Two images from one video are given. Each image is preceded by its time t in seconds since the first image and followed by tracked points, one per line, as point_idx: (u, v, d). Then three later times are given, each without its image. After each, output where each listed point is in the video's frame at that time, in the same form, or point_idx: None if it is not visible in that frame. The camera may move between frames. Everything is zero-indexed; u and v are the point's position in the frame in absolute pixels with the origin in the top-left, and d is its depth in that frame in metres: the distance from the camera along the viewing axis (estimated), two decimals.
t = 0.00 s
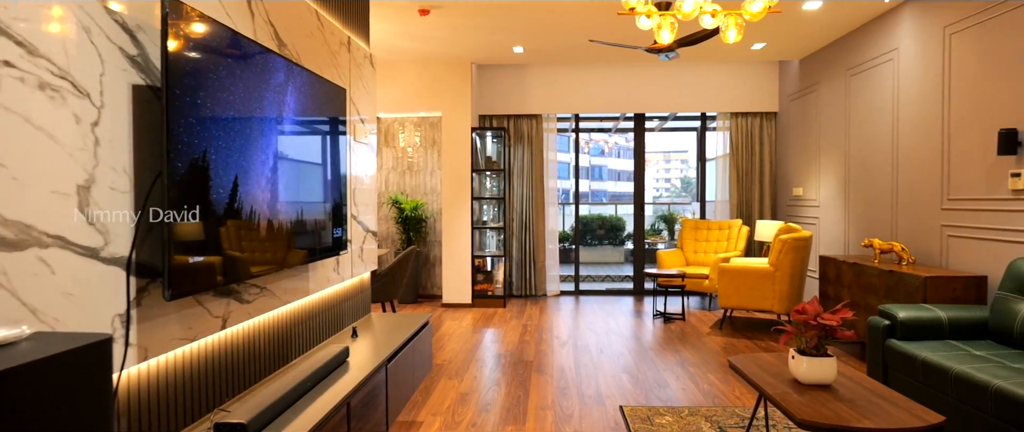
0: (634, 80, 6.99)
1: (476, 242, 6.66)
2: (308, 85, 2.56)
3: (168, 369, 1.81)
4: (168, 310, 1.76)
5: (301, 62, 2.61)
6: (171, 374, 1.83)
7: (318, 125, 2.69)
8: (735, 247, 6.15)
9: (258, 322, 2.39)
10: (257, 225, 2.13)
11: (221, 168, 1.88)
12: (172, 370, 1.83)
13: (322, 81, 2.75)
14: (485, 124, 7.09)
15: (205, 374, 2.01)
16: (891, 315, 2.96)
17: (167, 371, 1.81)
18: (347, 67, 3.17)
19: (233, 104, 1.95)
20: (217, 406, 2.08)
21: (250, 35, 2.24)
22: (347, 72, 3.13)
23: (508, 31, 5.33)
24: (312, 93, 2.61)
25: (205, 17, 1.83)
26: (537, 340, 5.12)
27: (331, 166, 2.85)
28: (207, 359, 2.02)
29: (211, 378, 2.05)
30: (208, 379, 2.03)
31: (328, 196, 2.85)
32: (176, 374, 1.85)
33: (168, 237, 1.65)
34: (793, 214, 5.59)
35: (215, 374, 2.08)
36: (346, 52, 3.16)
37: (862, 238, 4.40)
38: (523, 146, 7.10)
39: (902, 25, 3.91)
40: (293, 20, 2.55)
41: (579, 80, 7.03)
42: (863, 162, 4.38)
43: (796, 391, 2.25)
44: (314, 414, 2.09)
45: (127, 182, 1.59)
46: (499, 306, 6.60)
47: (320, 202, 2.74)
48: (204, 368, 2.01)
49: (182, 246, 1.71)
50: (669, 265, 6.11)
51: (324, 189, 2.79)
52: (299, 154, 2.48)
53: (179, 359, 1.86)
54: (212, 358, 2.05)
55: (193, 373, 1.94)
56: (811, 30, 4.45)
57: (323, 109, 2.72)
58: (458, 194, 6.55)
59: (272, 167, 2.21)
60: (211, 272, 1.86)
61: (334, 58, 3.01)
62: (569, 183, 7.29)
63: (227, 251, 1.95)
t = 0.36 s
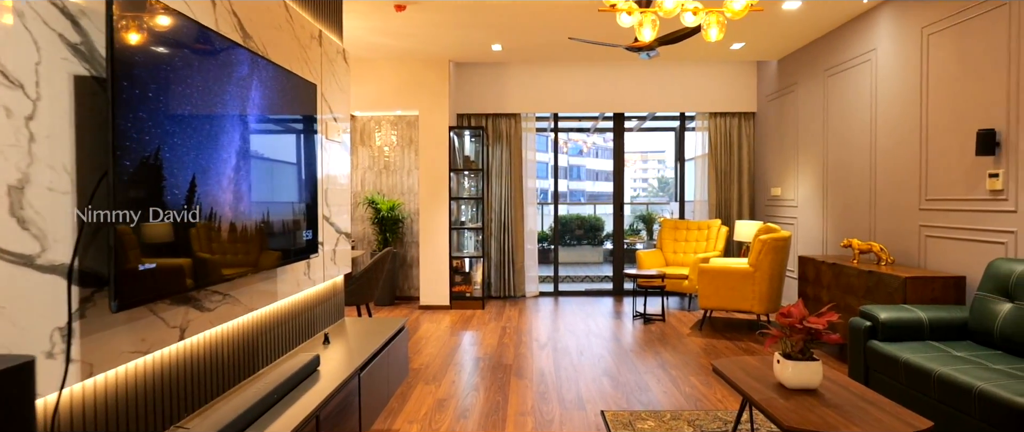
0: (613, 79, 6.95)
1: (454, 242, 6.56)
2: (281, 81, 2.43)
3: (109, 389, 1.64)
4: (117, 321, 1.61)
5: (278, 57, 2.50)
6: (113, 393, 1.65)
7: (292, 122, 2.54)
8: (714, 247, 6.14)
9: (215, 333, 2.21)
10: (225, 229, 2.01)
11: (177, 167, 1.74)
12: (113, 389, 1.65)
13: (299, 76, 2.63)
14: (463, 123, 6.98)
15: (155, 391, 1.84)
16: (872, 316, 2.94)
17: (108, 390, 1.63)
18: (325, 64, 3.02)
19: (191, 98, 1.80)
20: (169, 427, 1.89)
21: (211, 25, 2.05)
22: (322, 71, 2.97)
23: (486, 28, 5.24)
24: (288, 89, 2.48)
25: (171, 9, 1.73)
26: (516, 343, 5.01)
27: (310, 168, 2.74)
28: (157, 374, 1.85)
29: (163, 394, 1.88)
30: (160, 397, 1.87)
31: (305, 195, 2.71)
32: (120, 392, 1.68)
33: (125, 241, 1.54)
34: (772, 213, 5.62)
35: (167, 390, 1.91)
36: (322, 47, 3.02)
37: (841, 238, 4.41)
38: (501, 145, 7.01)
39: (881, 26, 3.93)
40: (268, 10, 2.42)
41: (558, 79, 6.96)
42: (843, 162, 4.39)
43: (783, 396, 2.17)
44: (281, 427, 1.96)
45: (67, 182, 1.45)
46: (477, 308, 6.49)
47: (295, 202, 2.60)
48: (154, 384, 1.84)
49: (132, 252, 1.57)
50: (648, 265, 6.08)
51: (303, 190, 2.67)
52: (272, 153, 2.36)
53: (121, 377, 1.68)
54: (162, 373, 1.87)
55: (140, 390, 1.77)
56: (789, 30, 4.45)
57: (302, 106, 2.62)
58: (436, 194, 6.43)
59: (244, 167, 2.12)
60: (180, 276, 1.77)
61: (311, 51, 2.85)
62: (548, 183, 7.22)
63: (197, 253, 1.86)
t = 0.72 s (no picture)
0: (594, 78, 6.89)
1: (433, 243, 6.45)
2: (250, 75, 2.28)
3: (33, 417, 1.42)
4: (61, 332, 1.48)
5: (250, 51, 2.39)
6: (39, 422, 1.44)
7: (263, 119, 2.40)
8: (695, 247, 6.11)
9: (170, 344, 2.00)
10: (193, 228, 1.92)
11: (127, 164, 1.60)
12: (38, 417, 1.44)
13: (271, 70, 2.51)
14: (443, 122, 6.87)
15: (93, 417, 1.62)
16: (855, 316, 2.91)
17: (30, 420, 1.42)
18: (302, 61, 2.90)
19: (144, 90, 1.67)
20: None
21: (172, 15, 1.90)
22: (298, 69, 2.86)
23: (465, 24, 5.14)
24: (259, 84, 2.35)
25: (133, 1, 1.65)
26: (497, 345, 4.90)
27: (285, 169, 2.63)
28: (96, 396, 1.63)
29: (105, 419, 1.67)
30: (101, 422, 1.65)
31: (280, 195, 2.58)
32: (48, 420, 1.47)
33: (92, 244, 1.48)
34: (752, 213, 5.62)
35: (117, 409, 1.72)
36: (301, 46, 2.91)
37: (822, 238, 4.41)
38: (481, 145, 6.91)
39: (861, 26, 3.93)
40: None
41: (539, 78, 6.88)
42: (824, 161, 4.39)
43: (770, 401, 2.11)
44: None
45: None
46: (457, 310, 6.38)
47: (268, 201, 2.46)
48: (93, 409, 1.62)
49: (77, 256, 1.43)
50: (630, 265, 6.04)
51: (279, 189, 2.56)
52: (241, 152, 2.23)
53: (50, 401, 1.47)
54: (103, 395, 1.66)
55: (75, 415, 1.56)
56: (770, 30, 4.43)
57: (276, 104, 2.51)
58: (415, 194, 6.30)
59: (215, 166, 2.04)
60: (147, 278, 1.70)
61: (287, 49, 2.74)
62: (528, 183, 7.14)
63: (168, 255, 1.80)
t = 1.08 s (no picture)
0: (578, 77, 6.83)
1: (415, 244, 6.33)
2: (216, 68, 2.13)
3: None
4: None
5: (223, 43, 2.26)
6: None
7: (232, 114, 2.24)
8: (678, 247, 6.08)
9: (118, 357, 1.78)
10: (155, 232, 1.78)
11: (70, 160, 1.44)
12: None
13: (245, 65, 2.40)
14: (424, 121, 6.75)
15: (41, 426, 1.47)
16: (842, 317, 2.87)
17: None
18: (283, 59, 2.80)
19: (92, 81, 1.52)
20: None
21: None
22: (275, 70, 2.72)
23: (447, 21, 5.03)
24: (228, 78, 2.20)
25: None
26: (479, 348, 4.79)
27: (259, 168, 2.51)
28: (25, 425, 1.42)
29: None
30: None
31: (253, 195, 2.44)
32: None
33: (62, 245, 1.43)
34: (736, 213, 5.61)
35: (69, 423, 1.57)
36: (283, 48, 2.81)
37: (806, 238, 4.39)
38: (463, 144, 6.81)
39: (845, 26, 3.91)
40: None
41: (522, 77, 6.80)
42: (808, 161, 4.37)
43: (759, 406, 2.04)
44: None
45: None
46: (439, 312, 6.26)
47: (241, 200, 2.34)
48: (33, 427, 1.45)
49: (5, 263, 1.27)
50: (614, 266, 5.99)
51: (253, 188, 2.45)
52: (208, 149, 2.09)
53: None
54: (33, 422, 1.45)
55: None
56: (755, 28, 4.41)
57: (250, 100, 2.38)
58: (396, 194, 6.18)
59: (191, 164, 1.97)
60: (119, 281, 1.63)
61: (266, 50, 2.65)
62: (511, 183, 7.04)
63: (141, 257, 1.71)
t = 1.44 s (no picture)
0: (563, 76, 6.76)
1: (398, 246, 6.17)
2: (177, 61, 1.98)
3: None
4: None
5: (190, 37, 2.12)
6: None
7: (195, 111, 2.09)
8: (665, 248, 6.03)
9: (61, 377, 1.60)
10: (107, 240, 1.65)
11: (6, 160, 1.32)
12: None
13: (216, 60, 2.28)
14: (407, 120, 6.63)
15: None
16: (832, 321, 2.82)
17: None
18: (259, 56, 2.68)
19: (32, 75, 1.39)
20: None
21: None
22: (250, 68, 2.58)
23: (430, 18, 4.92)
24: (192, 72, 2.06)
25: None
26: (464, 352, 4.69)
27: (230, 169, 2.39)
28: None
29: None
30: None
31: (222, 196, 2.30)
32: None
33: (30, 248, 1.38)
34: (722, 214, 5.57)
35: None
36: (259, 44, 2.68)
37: (793, 239, 4.36)
38: (447, 144, 6.70)
39: (833, 26, 3.88)
40: None
41: (507, 76, 6.71)
42: (795, 162, 4.34)
43: (752, 417, 1.97)
44: None
45: None
46: (423, 315, 6.14)
47: (210, 202, 2.21)
48: None
49: None
50: (600, 267, 5.92)
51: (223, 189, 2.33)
52: (172, 148, 1.96)
53: None
54: None
55: None
56: (742, 28, 4.36)
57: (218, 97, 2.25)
58: (379, 195, 6.05)
59: (168, 164, 1.93)
60: (92, 285, 1.58)
61: (245, 51, 2.53)
62: (496, 183, 6.95)
63: (115, 260, 1.67)
